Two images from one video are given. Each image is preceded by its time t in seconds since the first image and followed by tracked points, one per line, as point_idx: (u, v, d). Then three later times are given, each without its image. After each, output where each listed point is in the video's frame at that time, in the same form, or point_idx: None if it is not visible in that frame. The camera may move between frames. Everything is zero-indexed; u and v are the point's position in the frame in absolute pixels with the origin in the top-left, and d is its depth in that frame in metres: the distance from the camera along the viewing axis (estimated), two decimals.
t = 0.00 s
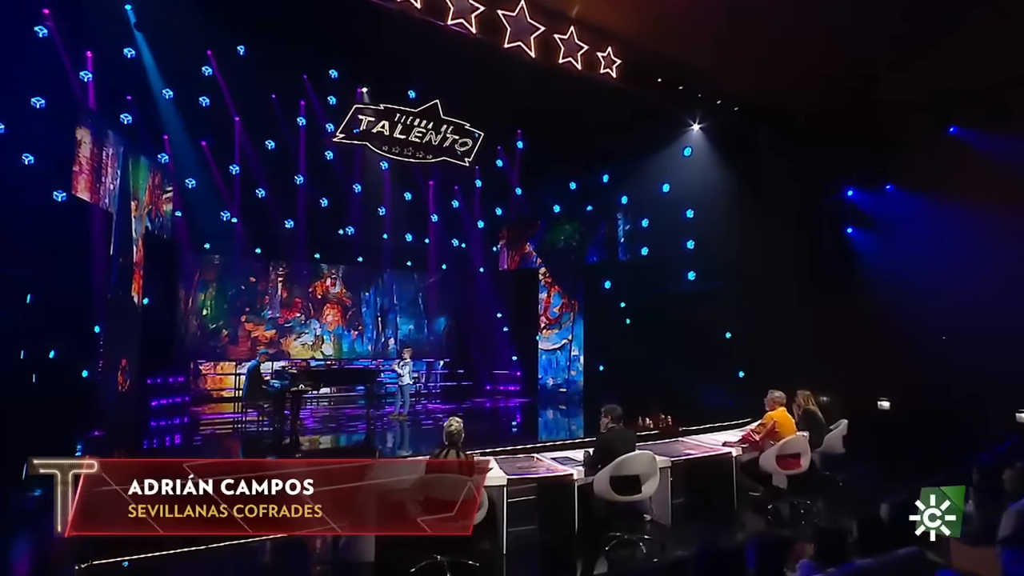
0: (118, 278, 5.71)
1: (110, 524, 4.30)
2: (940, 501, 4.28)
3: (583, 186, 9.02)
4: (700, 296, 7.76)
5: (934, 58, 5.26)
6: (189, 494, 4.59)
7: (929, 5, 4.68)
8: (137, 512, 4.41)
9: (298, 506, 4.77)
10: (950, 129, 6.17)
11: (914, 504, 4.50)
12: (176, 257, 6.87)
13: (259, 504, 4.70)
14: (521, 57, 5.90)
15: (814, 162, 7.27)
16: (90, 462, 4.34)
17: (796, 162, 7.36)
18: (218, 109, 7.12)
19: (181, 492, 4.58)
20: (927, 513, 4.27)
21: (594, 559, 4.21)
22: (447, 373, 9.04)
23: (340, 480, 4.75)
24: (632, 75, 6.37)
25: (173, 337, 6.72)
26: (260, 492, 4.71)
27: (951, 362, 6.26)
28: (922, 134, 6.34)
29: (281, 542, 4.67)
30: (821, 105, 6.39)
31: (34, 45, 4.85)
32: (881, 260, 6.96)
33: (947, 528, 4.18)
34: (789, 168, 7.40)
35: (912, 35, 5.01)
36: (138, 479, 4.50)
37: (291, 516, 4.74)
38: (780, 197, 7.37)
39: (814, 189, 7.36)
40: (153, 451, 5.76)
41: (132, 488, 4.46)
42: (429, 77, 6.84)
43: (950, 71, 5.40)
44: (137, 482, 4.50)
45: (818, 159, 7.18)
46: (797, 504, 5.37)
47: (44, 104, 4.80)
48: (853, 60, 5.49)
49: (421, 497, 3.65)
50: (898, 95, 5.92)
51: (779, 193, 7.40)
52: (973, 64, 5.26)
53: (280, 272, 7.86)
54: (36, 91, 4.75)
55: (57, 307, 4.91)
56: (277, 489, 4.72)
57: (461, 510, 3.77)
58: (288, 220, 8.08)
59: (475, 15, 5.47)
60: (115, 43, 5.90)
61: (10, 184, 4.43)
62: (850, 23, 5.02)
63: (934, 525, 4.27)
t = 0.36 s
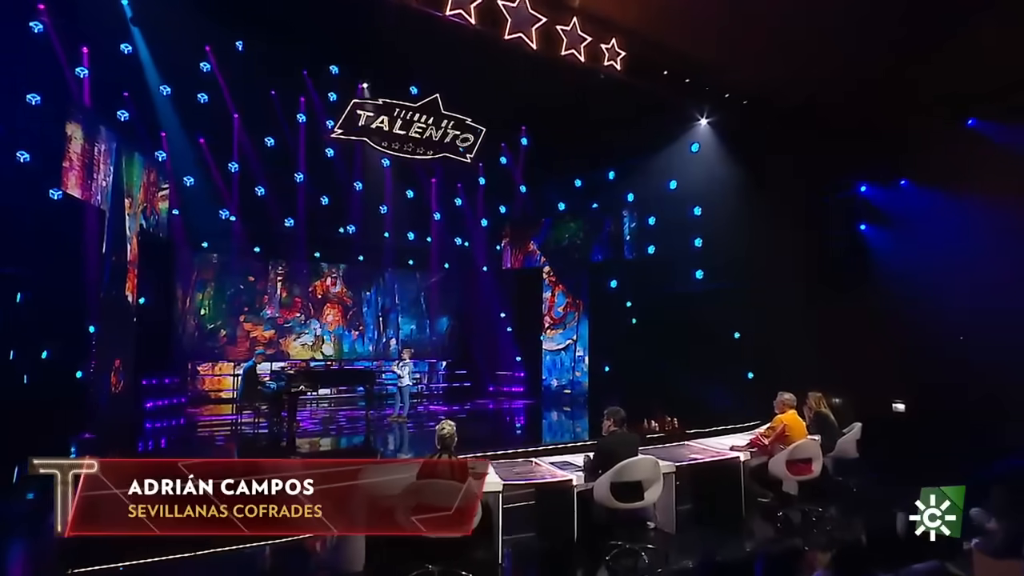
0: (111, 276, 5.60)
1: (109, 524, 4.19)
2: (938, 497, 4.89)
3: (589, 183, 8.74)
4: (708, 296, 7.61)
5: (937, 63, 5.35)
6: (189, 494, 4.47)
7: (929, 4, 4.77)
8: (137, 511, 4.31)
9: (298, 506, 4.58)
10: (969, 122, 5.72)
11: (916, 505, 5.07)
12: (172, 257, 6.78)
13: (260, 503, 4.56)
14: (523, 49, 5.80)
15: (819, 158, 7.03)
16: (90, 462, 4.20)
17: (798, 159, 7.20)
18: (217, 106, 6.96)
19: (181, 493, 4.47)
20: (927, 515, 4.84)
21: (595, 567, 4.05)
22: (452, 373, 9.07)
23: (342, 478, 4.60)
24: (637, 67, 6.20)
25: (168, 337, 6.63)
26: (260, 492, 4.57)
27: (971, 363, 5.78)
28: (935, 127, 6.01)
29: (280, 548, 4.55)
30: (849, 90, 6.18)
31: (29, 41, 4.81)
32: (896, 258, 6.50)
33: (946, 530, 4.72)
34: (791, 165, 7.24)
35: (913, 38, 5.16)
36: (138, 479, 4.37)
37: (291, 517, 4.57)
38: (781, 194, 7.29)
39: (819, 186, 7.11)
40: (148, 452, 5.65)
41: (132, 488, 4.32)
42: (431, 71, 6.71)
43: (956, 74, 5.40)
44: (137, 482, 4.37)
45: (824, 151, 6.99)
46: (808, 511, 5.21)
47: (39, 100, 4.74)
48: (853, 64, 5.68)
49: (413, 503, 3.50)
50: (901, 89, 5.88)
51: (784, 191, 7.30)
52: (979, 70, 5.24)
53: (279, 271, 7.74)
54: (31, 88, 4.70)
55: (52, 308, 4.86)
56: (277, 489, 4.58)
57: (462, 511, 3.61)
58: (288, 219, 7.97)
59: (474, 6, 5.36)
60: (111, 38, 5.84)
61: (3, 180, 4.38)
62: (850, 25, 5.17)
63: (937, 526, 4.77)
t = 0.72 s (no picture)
0: (102, 274, 5.48)
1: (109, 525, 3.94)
2: (938, 498, 5.13)
3: (594, 180, 8.59)
4: (717, 294, 7.40)
5: (938, 60, 5.23)
6: (189, 494, 4.22)
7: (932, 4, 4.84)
8: (137, 512, 4.07)
9: (298, 507, 4.23)
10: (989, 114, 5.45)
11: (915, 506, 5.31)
12: (168, 256, 6.71)
13: (260, 504, 4.24)
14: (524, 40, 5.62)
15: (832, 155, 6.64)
16: (90, 462, 4.21)
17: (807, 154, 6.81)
18: (214, 101, 6.82)
19: (180, 493, 4.22)
20: (928, 515, 5.07)
21: None
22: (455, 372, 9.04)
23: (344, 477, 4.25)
24: (642, 59, 6.00)
25: (165, 336, 6.53)
26: (260, 492, 4.27)
27: (997, 362, 5.54)
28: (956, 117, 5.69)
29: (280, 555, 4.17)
30: (850, 88, 5.88)
31: (20, 34, 4.73)
32: (912, 254, 6.31)
33: (946, 529, 4.95)
34: (800, 160, 6.86)
35: (913, 38, 5.15)
36: (138, 479, 4.23)
37: (292, 518, 4.21)
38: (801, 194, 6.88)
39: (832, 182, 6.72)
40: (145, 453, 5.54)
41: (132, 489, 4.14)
42: (431, 65, 6.53)
43: (957, 74, 5.24)
44: (136, 482, 4.21)
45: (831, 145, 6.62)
46: (822, 520, 4.98)
47: (33, 96, 4.70)
48: (854, 64, 5.60)
49: (402, 511, 3.29)
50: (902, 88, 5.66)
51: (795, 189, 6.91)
52: (978, 67, 5.09)
53: (278, 270, 7.69)
54: (25, 84, 4.67)
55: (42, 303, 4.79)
56: (277, 489, 4.28)
57: (452, 520, 3.39)
58: (287, 217, 7.84)
59: None
60: (108, 32, 5.74)
61: None
62: (849, 27, 5.23)
63: (936, 526, 4.99)
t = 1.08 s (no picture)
0: (95, 273, 5.37)
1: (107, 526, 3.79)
2: (938, 498, 5.22)
3: (600, 177, 8.42)
4: (727, 293, 7.20)
5: (948, 59, 5.04)
6: (189, 494, 4.04)
7: (932, 3, 4.80)
8: (137, 512, 3.90)
9: (297, 507, 4.08)
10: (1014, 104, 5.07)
11: (916, 504, 5.43)
12: (165, 255, 6.60)
13: (260, 503, 4.14)
14: (527, 30, 5.49)
15: (839, 150, 6.36)
16: (91, 462, 3.82)
17: (818, 147, 6.51)
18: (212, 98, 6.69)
19: (181, 493, 4.03)
20: (928, 515, 5.20)
21: None
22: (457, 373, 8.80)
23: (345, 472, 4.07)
24: (649, 50, 5.81)
25: (162, 337, 6.42)
26: (260, 492, 4.15)
27: (1019, 362, 5.14)
28: (985, 111, 5.24)
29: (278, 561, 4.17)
30: (851, 87, 5.71)
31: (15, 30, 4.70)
32: (931, 251, 5.93)
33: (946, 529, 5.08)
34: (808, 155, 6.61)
35: (915, 37, 5.04)
36: (138, 478, 3.95)
37: (291, 517, 4.07)
38: (809, 191, 6.67)
39: (844, 177, 6.40)
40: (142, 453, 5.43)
41: (132, 489, 3.91)
42: (433, 60, 6.39)
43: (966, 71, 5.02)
44: (137, 482, 3.95)
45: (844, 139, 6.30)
46: (837, 529, 4.77)
47: (29, 92, 4.65)
48: (855, 64, 5.47)
49: (389, 519, 3.10)
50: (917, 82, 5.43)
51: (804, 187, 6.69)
52: (989, 64, 4.86)
53: (278, 270, 7.49)
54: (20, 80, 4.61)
55: (28, 300, 4.64)
56: (276, 489, 4.12)
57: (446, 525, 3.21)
58: (287, 215, 7.76)
59: None
60: (104, 27, 5.66)
61: None
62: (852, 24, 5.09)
63: (936, 525, 5.13)
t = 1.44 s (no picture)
0: (89, 271, 5.25)
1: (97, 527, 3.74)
2: (934, 497, 5.11)
3: (608, 175, 8.18)
4: (736, 294, 6.99)
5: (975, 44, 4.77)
6: (189, 494, 4.07)
7: (933, 4, 4.69)
8: (136, 512, 3.90)
9: (297, 507, 4.06)
10: None
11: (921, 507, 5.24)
12: (162, 254, 6.43)
13: (260, 504, 4.12)
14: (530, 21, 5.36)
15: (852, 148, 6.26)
16: (91, 462, 3.82)
17: (833, 147, 6.39)
18: (212, 94, 6.57)
19: (180, 493, 4.06)
20: (925, 514, 5.06)
21: None
22: (461, 370, 8.48)
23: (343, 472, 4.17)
24: (656, 40, 5.63)
25: (159, 337, 6.31)
26: (260, 492, 4.14)
27: None
28: (1005, 103, 4.92)
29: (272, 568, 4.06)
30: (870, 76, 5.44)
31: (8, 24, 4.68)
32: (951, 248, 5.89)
33: (945, 529, 4.96)
34: (821, 149, 6.46)
35: (914, 37, 4.96)
36: (138, 479, 3.99)
37: (291, 516, 4.02)
38: (820, 186, 6.56)
39: (858, 175, 6.32)
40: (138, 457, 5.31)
41: (133, 489, 3.95)
42: (435, 53, 6.26)
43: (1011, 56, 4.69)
44: (137, 482, 3.99)
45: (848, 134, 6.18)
46: (854, 540, 4.58)
47: (25, 89, 4.56)
48: (854, 65, 5.39)
49: (377, 525, 2.97)
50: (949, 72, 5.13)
51: (818, 181, 6.56)
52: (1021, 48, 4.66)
53: (279, 270, 7.33)
54: (15, 76, 4.51)
55: (21, 299, 4.54)
56: (276, 489, 4.13)
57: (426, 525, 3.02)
58: (288, 214, 7.60)
59: None
60: (100, 22, 5.59)
61: None
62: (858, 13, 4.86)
63: (936, 526, 4.98)
